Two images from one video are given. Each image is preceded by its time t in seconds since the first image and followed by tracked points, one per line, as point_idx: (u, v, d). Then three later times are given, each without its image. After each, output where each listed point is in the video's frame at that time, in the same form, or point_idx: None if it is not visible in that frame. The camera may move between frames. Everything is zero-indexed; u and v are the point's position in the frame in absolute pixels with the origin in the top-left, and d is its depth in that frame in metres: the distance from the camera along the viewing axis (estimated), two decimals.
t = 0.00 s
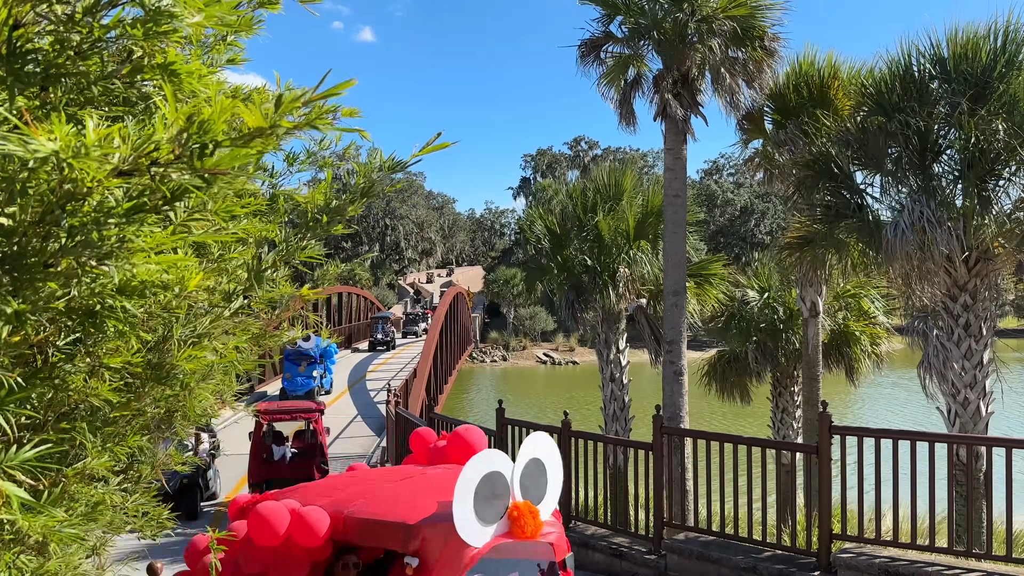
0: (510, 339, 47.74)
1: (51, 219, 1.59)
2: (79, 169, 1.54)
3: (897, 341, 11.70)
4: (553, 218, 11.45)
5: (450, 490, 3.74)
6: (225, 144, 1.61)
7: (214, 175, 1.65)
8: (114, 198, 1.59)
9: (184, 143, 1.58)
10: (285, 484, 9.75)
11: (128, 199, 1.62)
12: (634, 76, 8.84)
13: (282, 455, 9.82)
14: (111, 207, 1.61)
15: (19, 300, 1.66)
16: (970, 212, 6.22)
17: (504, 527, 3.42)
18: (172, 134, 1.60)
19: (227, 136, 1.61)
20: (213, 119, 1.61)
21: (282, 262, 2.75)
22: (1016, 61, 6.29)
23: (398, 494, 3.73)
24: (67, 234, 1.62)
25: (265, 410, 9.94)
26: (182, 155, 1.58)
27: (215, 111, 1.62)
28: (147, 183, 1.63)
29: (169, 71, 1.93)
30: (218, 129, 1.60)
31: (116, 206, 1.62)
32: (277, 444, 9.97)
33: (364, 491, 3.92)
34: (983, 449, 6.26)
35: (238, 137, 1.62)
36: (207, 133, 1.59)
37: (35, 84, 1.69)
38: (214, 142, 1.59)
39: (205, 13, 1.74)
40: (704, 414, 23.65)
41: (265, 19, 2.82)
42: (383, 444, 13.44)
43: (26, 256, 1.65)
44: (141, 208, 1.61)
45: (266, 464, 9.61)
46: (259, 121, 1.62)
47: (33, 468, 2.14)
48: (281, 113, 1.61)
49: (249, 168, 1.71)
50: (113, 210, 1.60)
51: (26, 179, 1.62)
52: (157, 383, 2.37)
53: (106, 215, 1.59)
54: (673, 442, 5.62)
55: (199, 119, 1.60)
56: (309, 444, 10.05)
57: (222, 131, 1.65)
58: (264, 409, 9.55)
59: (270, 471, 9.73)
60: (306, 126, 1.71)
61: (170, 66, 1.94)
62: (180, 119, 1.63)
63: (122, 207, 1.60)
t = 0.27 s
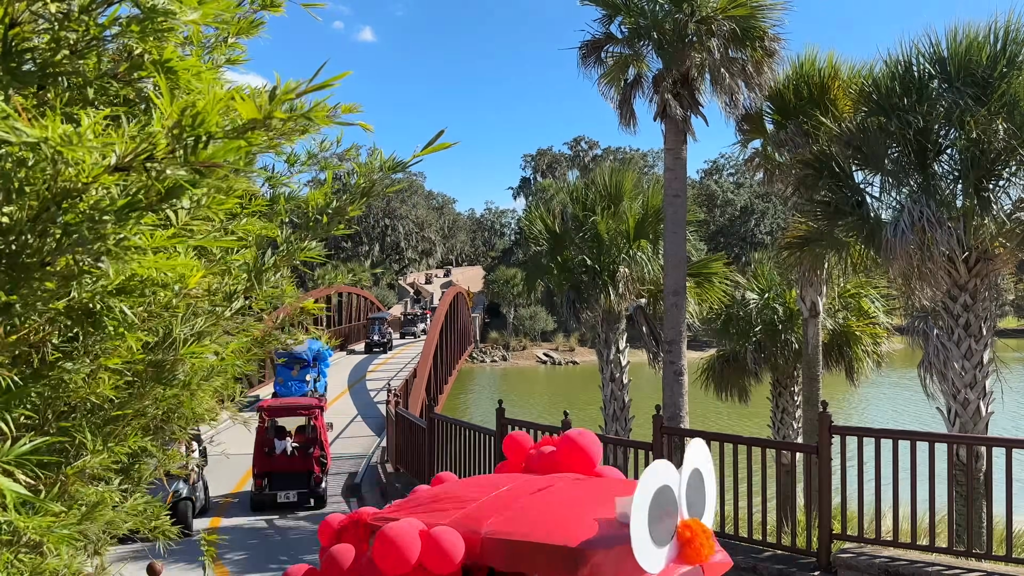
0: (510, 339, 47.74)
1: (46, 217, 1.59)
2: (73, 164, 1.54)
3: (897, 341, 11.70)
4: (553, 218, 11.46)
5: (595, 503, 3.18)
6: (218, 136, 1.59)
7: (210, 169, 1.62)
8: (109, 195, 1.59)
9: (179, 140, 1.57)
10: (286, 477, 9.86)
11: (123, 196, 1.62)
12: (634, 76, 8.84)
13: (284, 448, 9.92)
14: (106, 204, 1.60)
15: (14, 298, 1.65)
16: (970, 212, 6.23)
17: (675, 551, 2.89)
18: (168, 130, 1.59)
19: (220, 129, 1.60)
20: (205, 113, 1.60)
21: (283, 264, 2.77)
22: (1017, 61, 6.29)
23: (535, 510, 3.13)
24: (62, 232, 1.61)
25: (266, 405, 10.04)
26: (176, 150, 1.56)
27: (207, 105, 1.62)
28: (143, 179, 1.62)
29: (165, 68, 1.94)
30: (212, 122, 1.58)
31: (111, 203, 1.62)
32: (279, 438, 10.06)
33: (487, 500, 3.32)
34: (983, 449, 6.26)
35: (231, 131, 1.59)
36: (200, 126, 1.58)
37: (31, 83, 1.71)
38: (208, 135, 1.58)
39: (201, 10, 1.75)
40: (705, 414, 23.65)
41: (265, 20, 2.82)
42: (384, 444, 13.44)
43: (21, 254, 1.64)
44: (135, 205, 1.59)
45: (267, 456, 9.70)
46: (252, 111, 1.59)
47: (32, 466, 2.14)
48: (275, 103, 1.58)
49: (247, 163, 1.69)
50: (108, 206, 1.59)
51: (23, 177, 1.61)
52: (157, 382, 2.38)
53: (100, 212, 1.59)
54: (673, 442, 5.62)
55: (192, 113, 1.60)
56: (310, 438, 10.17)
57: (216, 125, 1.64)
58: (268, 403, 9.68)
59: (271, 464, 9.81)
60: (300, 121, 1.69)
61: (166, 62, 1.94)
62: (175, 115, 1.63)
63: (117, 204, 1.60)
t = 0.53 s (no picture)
0: (510, 339, 47.74)
1: (41, 217, 1.60)
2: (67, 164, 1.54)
3: (897, 341, 11.69)
4: (553, 218, 11.46)
5: (837, 519, 2.88)
6: (208, 144, 1.57)
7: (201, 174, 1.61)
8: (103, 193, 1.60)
9: (170, 142, 1.55)
10: (290, 470, 10.22)
11: (117, 194, 1.62)
12: (634, 76, 8.84)
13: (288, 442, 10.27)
14: (100, 202, 1.61)
15: (11, 297, 1.66)
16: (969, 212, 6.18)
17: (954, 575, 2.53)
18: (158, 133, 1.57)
19: (211, 137, 1.57)
20: (196, 117, 1.57)
21: (284, 263, 2.80)
22: (1016, 62, 6.30)
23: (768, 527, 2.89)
24: (58, 231, 1.62)
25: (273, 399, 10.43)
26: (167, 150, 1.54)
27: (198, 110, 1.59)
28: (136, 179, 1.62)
29: (163, 68, 1.94)
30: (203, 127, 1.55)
31: (106, 201, 1.62)
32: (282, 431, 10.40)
33: (699, 524, 3.04)
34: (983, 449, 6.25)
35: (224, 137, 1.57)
36: (192, 132, 1.55)
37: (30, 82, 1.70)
38: (200, 141, 1.55)
39: (200, 9, 1.74)
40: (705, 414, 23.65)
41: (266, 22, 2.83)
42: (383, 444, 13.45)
43: (15, 253, 1.64)
44: (129, 202, 1.60)
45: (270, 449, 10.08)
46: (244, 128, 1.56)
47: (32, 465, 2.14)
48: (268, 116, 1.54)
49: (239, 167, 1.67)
50: (103, 205, 1.60)
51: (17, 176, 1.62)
52: (156, 380, 2.39)
53: (95, 211, 1.60)
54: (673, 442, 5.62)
55: (188, 117, 1.56)
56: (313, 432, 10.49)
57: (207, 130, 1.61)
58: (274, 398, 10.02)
59: (275, 457, 10.18)
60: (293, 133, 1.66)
61: (165, 62, 1.94)
62: (166, 118, 1.60)
63: (111, 201, 1.61)
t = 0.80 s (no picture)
0: (510, 339, 47.74)
1: (39, 214, 1.59)
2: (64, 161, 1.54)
3: (897, 341, 11.70)
4: (553, 218, 11.46)
5: None
6: (204, 136, 1.57)
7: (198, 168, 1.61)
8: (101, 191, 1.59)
9: (165, 136, 1.55)
10: (296, 464, 10.70)
11: (115, 192, 1.62)
12: (634, 76, 8.83)
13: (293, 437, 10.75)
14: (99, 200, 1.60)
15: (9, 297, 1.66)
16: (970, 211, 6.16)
17: None
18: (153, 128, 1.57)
19: (208, 128, 1.57)
20: (191, 110, 1.57)
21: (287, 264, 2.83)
22: (1017, 61, 6.30)
23: None
24: (57, 229, 1.62)
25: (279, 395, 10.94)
26: (164, 145, 1.55)
27: (193, 103, 1.59)
28: (133, 176, 1.62)
29: (164, 67, 1.96)
30: (199, 120, 1.57)
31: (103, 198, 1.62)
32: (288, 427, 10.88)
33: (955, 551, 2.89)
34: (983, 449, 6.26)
35: (217, 129, 1.57)
36: (188, 125, 1.55)
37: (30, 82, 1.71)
38: (196, 134, 1.55)
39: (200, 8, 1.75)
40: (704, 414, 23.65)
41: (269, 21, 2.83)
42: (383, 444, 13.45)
43: (14, 251, 1.64)
44: (126, 200, 1.59)
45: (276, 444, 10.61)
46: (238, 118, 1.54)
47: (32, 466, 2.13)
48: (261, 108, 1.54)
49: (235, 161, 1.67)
50: (100, 203, 1.59)
51: (17, 173, 1.62)
52: (158, 381, 2.39)
53: (93, 209, 1.59)
54: (673, 442, 5.61)
55: (185, 112, 1.57)
56: (317, 428, 11.00)
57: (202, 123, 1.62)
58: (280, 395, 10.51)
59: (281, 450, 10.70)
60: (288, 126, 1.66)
61: (165, 62, 1.95)
62: (163, 113, 1.61)
63: (108, 199, 1.60)
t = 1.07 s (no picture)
0: (510, 339, 47.72)
1: (40, 215, 1.59)
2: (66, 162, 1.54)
3: (897, 341, 11.69)
4: (553, 218, 11.46)
5: None
6: (209, 135, 1.57)
7: (201, 168, 1.62)
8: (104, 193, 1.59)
9: (170, 138, 1.55)
10: (302, 451, 11.54)
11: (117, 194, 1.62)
12: (634, 76, 8.83)
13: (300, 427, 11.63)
14: (101, 201, 1.61)
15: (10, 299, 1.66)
16: (970, 211, 6.17)
17: None
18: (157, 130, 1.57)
19: (213, 128, 1.58)
20: (197, 112, 1.57)
21: (291, 268, 2.80)
22: (1017, 61, 6.30)
23: None
24: (58, 229, 1.62)
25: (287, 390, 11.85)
26: (166, 147, 1.55)
27: (198, 104, 1.61)
28: (135, 177, 1.62)
29: (165, 68, 1.96)
30: (202, 120, 1.57)
31: (106, 200, 1.63)
32: (296, 418, 11.78)
33: None
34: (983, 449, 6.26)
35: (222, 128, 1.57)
36: (190, 125, 1.55)
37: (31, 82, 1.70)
38: (199, 134, 1.56)
39: (201, 8, 1.74)
40: (704, 414, 23.65)
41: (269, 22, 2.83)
42: (383, 444, 13.46)
43: (15, 252, 1.63)
44: (128, 202, 1.60)
45: (284, 433, 11.47)
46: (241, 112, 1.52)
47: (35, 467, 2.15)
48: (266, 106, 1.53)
49: (238, 162, 1.68)
50: (103, 205, 1.60)
51: (18, 172, 1.62)
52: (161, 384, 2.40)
53: (95, 210, 1.60)
54: (673, 442, 5.61)
55: (187, 112, 1.57)
56: (322, 419, 11.85)
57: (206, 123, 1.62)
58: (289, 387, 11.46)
59: (289, 439, 11.57)
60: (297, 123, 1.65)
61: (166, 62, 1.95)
62: (167, 115, 1.62)
63: (111, 202, 1.60)
